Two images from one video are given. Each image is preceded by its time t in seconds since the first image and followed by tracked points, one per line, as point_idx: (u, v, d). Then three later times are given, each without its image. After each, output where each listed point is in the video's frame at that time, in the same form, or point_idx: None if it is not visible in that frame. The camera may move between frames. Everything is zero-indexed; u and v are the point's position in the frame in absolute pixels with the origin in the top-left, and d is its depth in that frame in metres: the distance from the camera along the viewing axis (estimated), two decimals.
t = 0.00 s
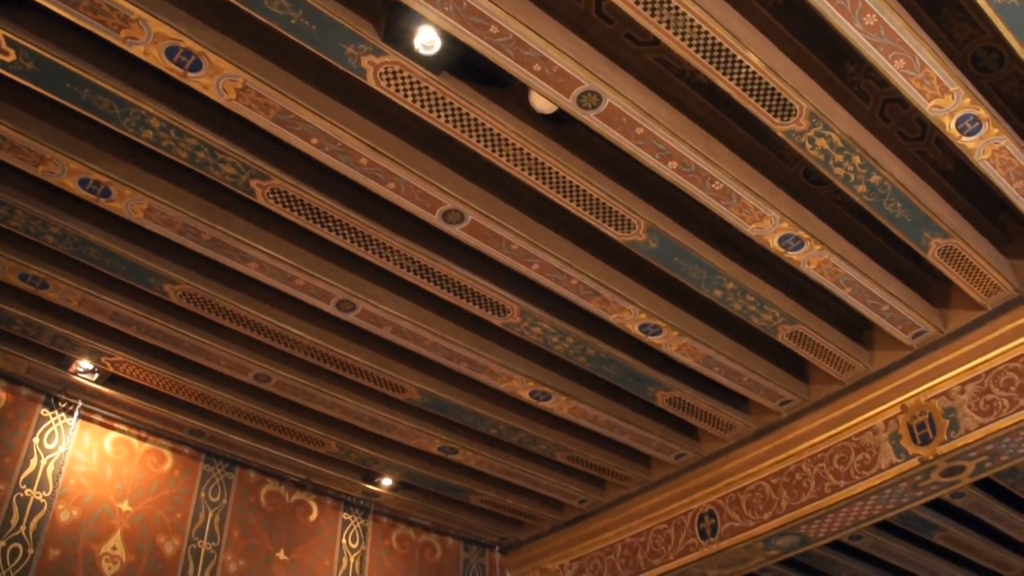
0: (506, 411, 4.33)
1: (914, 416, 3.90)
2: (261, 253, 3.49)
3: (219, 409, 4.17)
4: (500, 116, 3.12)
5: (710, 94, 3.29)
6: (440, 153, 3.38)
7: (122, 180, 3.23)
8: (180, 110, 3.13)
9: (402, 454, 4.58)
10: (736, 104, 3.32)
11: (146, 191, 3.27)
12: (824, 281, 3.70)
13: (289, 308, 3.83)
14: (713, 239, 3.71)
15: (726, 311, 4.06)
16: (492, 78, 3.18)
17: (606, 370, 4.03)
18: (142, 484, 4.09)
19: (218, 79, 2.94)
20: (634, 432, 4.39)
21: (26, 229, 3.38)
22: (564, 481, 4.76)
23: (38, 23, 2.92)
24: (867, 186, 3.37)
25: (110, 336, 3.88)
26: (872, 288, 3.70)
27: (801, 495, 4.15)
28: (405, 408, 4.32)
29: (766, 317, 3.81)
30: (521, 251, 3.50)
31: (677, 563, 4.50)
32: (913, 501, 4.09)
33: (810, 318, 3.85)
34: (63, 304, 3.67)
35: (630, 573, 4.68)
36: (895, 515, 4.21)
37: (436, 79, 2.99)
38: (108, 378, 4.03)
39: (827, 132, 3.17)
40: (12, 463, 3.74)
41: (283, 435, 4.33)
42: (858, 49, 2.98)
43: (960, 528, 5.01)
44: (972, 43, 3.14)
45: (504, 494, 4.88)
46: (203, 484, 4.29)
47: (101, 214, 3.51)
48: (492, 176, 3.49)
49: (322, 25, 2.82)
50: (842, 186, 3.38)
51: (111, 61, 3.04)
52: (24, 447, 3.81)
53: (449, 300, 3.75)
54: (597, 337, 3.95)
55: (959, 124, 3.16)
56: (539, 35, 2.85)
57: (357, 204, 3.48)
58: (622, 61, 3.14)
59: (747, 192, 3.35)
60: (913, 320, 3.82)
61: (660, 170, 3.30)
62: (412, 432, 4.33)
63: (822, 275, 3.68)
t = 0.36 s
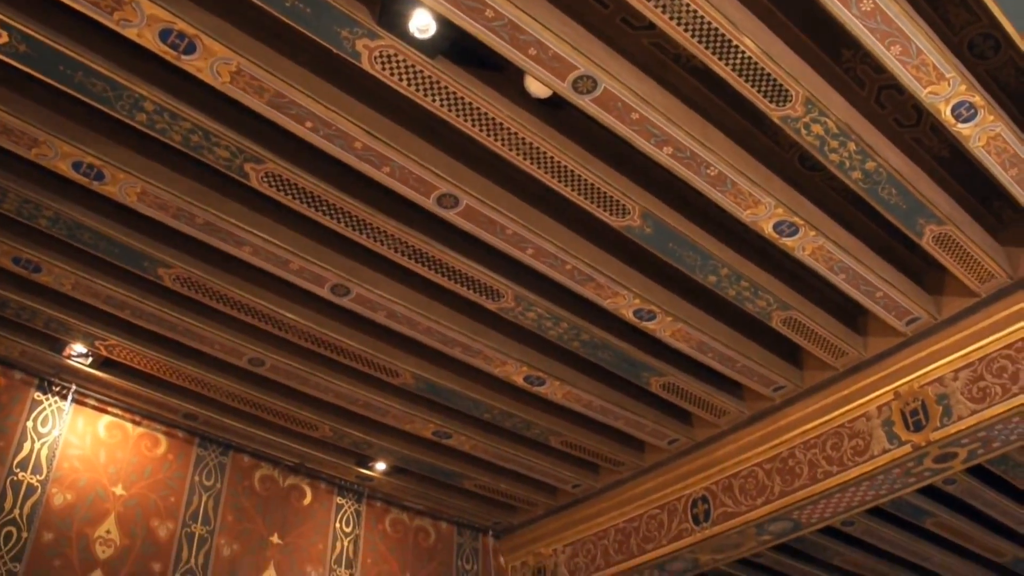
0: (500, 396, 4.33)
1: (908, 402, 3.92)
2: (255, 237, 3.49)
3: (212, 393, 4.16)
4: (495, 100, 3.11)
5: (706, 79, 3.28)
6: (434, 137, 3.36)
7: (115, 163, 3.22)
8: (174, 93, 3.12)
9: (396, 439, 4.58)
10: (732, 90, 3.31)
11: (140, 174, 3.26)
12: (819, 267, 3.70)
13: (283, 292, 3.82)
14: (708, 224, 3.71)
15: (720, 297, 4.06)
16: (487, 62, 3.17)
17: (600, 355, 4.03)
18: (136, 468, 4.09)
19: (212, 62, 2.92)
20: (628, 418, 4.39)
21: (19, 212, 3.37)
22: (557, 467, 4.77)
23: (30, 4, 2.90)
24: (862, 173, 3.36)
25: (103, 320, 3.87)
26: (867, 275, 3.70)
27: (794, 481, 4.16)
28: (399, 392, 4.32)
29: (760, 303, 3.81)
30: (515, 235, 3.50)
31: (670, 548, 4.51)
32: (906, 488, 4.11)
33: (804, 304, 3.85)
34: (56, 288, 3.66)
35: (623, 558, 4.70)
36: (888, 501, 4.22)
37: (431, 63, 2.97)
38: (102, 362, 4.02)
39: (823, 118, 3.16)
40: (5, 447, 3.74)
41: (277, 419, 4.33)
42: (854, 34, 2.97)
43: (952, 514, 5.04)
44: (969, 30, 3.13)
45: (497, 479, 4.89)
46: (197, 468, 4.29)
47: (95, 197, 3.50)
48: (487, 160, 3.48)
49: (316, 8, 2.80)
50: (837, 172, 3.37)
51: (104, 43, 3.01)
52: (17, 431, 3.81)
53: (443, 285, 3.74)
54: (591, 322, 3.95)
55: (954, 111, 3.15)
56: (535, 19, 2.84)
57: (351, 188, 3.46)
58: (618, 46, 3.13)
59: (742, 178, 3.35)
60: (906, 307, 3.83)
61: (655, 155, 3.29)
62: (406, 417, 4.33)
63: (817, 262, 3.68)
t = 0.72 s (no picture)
0: (494, 380, 4.33)
1: (901, 388, 3.93)
2: (249, 220, 3.48)
3: (206, 376, 4.15)
4: (490, 83, 3.09)
5: (702, 63, 3.27)
6: (429, 120, 3.35)
7: (109, 145, 3.20)
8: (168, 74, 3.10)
9: (390, 423, 4.58)
10: (728, 74, 3.29)
11: (134, 156, 3.24)
12: (814, 253, 3.70)
13: (277, 275, 3.81)
14: (703, 209, 3.70)
15: (715, 282, 4.06)
16: (482, 45, 3.15)
17: (594, 340, 4.03)
18: (129, 451, 4.09)
19: (206, 44, 2.90)
20: (621, 402, 4.40)
21: (12, 195, 3.35)
22: (551, 451, 4.78)
23: None
24: (857, 158, 3.35)
25: (97, 302, 3.86)
26: (861, 261, 3.70)
27: (787, 466, 4.18)
28: (393, 376, 4.32)
29: (755, 288, 3.81)
30: (510, 219, 3.49)
31: (663, 532, 4.53)
32: (898, 474, 4.12)
33: (799, 289, 3.85)
34: (49, 270, 3.65)
35: (616, 542, 4.72)
36: (880, 486, 4.24)
37: (427, 46, 2.95)
38: (96, 345, 4.01)
39: (819, 103, 3.14)
40: None
41: (271, 403, 4.33)
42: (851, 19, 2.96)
43: (944, 501, 5.06)
44: (966, 16, 3.12)
45: (491, 463, 4.90)
46: (191, 452, 4.29)
47: (88, 179, 3.48)
48: (482, 144, 3.47)
49: None
50: (832, 158, 3.36)
51: (97, 24, 2.99)
52: (11, 414, 3.81)
53: (438, 268, 3.74)
54: (586, 307, 3.95)
55: (951, 97, 3.14)
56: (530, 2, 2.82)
57: (345, 170, 3.45)
58: (614, 29, 3.11)
59: (737, 163, 3.34)
60: (901, 293, 3.83)
61: (650, 140, 3.28)
62: (400, 401, 4.34)
63: (812, 247, 3.68)
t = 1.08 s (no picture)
0: (489, 364, 4.33)
1: (895, 374, 3.94)
2: (244, 203, 3.46)
3: (201, 359, 4.15)
4: (485, 67, 3.07)
5: (699, 48, 3.26)
6: (424, 103, 3.33)
7: (102, 127, 3.18)
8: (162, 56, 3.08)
9: (384, 406, 4.58)
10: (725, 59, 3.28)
11: (128, 139, 3.23)
12: (809, 238, 3.70)
13: (271, 258, 3.80)
14: (698, 194, 3.70)
15: (710, 267, 4.06)
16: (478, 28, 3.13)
17: (588, 324, 4.04)
18: (124, 434, 4.10)
19: (200, 25, 2.88)
20: (616, 386, 4.40)
21: (6, 177, 3.34)
22: (545, 435, 4.79)
23: None
24: (853, 144, 3.34)
25: (90, 285, 3.85)
26: (856, 246, 3.70)
27: (780, 451, 4.19)
28: (387, 359, 4.32)
29: (749, 273, 3.81)
30: (505, 203, 3.48)
31: (656, 517, 4.54)
32: (891, 459, 4.13)
33: (794, 275, 3.85)
34: (43, 253, 3.63)
35: (610, 526, 4.73)
36: (873, 472, 4.25)
37: (423, 29, 2.93)
38: (90, 327, 4.00)
39: (815, 89, 3.13)
40: None
41: (265, 386, 4.32)
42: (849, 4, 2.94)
43: (936, 486, 5.08)
44: (964, 2, 3.11)
45: (486, 447, 4.90)
46: (185, 435, 4.30)
47: (82, 161, 3.47)
48: (477, 127, 3.45)
49: None
50: (828, 143, 3.35)
51: (91, 5, 2.97)
52: (5, 397, 3.80)
53: (433, 252, 3.73)
54: (581, 291, 3.95)
55: (947, 83, 3.13)
56: None
57: (339, 153, 3.43)
58: (610, 13, 3.10)
59: (733, 148, 3.33)
60: (895, 279, 3.83)
61: (646, 124, 3.27)
62: (394, 384, 4.34)
63: (807, 233, 3.68)
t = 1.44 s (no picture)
0: (483, 347, 4.34)
1: (889, 359, 3.95)
2: (239, 185, 3.45)
3: (195, 342, 4.15)
4: (481, 49, 3.05)
5: (696, 31, 3.25)
6: (420, 86, 3.32)
7: (96, 109, 3.16)
8: (156, 38, 3.05)
9: (379, 389, 4.58)
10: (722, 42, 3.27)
11: (122, 121, 3.21)
12: (804, 223, 3.69)
13: (266, 241, 3.79)
14: (694, 178, 3.69)
15: (705, 252, 4.06)
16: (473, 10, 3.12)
17: (583, 308, 4.04)
18: (119, 417, 4.10)
19: (195, 6, 2.86)
20: (611, 370, 4.40)
21: None
22: (540, 418, 4.79)
23: None
24: (850, 129, 3.33)
25: (85, 268, 3.83)
26: (851, 231, 3.70)
27: (774, 435, 4.20)
28: (382, 343, 4.31)
29: (745, 258, 3.81)
30: (501, 186, 3.48)
31: (650, 501, 4.56)
32: (885, 444, 4.15)
33: (789, 260, 3.85)
34: (37, 236, 3.62)
35: (604, 510, 4.75)
36: (867, 457, 4.26)
37: (418, 11, 2.91)
38: (84, 310, 4.00)
39: (812, 73, 3.12)
40: None
41: (260, 369, 4.32)
42: None
43: (929, 471, 5.11)
44: None
45: (481, 431, 4.91)
46: (180, 418, 4.30)
47: (75, 143, 3.45)
48: (472, 110, 3.44)
49: None
50: (824, 128, 3.34)
51: None
52: None
53: (428, 235, 3.73)
54: (576, 275, 3.95)
55: (944, 68, 3.11)
56: None
57: (334, 136, 3.42)
58: None
59: (729, 132, 3.32)
60: (890, 264, 3.83)
61: (642, 108, 3.25)
62: (389, 367, 4.34)
63: (802, 217, 3.67)
